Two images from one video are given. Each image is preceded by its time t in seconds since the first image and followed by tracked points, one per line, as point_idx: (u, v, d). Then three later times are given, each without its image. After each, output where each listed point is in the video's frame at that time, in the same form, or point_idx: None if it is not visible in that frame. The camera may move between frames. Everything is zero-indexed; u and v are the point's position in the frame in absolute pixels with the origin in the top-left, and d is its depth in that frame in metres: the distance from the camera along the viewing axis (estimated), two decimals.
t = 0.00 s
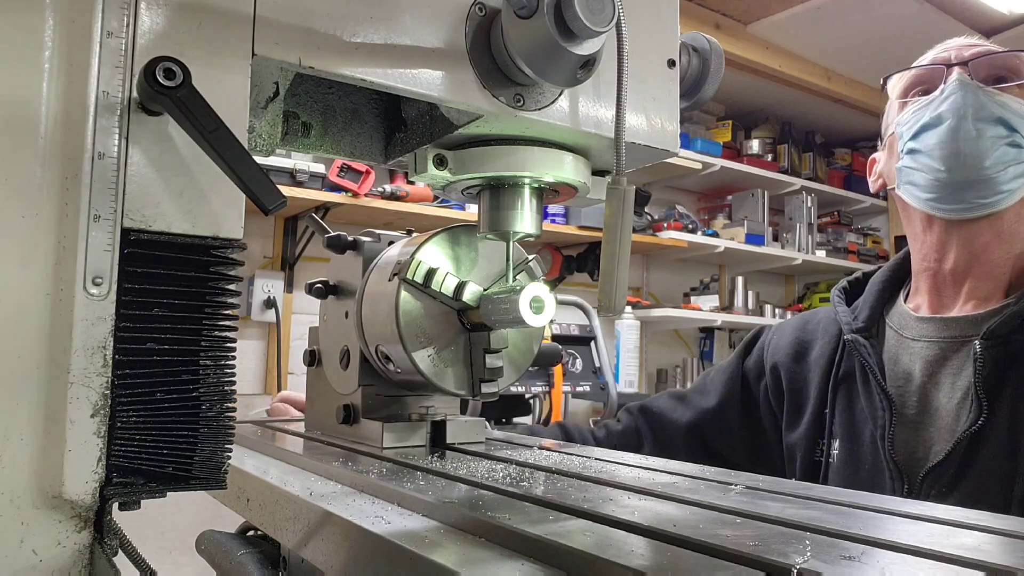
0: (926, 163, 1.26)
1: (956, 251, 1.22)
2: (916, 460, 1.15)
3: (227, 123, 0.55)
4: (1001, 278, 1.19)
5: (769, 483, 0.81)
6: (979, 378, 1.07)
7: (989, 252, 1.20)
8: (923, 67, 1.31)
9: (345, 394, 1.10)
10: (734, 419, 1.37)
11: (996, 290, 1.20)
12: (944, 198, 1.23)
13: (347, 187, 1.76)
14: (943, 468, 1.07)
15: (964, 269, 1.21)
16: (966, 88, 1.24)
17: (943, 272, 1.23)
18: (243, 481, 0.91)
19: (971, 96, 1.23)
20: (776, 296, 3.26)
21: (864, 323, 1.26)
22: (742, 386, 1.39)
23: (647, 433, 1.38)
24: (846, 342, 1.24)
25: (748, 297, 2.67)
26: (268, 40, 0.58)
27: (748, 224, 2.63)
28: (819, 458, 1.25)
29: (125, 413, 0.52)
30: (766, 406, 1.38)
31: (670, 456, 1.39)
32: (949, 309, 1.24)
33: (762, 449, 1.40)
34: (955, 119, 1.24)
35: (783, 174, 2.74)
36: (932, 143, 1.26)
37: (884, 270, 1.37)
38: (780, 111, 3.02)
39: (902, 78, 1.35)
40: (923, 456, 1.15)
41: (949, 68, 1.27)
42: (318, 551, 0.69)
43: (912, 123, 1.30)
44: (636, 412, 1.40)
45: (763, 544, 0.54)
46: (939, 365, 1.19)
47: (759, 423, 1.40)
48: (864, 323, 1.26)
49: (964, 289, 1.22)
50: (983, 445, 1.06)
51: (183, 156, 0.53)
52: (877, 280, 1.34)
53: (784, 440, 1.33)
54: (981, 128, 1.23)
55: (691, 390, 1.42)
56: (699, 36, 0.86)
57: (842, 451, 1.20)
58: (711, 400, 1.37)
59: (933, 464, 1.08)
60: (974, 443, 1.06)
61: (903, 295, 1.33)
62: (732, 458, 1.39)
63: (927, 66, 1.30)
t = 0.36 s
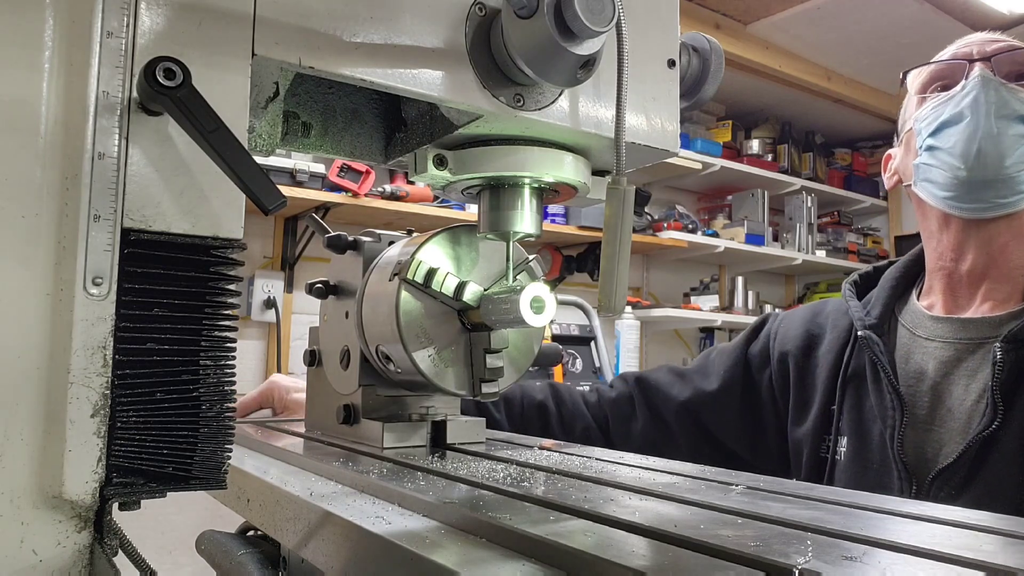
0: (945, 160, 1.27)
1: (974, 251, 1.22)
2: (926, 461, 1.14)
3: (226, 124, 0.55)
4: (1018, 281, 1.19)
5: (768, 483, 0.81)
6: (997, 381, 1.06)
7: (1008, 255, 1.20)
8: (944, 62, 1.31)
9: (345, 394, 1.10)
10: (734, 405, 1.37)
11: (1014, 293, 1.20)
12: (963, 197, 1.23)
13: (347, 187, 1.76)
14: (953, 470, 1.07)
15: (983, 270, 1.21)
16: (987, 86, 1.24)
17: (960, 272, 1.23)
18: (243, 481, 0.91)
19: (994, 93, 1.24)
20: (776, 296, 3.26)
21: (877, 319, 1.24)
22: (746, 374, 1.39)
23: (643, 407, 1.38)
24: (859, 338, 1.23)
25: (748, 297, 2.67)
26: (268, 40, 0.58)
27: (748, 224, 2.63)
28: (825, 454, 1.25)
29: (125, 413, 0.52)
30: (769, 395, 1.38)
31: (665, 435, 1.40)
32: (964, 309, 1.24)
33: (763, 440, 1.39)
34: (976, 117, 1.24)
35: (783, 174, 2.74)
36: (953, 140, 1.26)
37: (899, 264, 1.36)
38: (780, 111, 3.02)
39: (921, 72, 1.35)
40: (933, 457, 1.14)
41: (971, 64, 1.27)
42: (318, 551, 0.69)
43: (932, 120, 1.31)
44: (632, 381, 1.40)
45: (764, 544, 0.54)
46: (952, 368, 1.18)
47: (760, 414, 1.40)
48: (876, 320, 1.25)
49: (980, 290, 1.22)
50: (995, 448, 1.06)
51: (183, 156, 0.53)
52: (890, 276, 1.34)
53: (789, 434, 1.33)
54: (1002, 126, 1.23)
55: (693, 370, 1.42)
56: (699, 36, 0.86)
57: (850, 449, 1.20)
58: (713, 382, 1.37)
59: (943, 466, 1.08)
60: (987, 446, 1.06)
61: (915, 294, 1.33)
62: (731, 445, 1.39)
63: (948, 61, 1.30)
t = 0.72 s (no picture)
0: (919, 202, 1.28)
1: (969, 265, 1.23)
2: (930, 472, 1.14)
3: (226, 124, 0.55)
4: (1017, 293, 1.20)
5: (768, 483, 0.81)
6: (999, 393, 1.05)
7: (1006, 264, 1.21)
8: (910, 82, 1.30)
9: (345, 394, 1.10)
10: (739, 407, 1.37)
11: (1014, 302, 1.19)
12: (929, 234, 1.25)
13: (347, 187, 1.76)
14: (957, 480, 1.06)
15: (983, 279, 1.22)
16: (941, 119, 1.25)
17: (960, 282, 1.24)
18: (243, 481, 0.91)
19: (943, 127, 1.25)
20: (776, 296, 3.26)
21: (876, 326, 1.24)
22: (751, 375, 1.40)
23: (652, 408, 1.38)
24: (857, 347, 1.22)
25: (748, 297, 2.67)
26: (268, 40, 0.58)
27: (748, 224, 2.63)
28: (829, 458, 1.26)
29: (125, 413, 0.52)
30: (775, 397, 1.38)
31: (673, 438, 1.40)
32: (963, 318, 1.23)
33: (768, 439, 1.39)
34: (943, 150, 1.25)
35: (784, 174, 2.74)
36: (918, 191, 1.28)
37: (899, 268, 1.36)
38: (780, 111, 3.02)
39: (893, 91, 1.34)
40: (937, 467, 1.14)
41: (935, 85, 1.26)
42: (318, 551, 0.69)
43: (897, 149, 1.32)
44: (640, 381, 1.40)
45: (763, 544, 0.54)
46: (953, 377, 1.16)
47: (766, 415, 1.40)
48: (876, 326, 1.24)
49: (980, 300, 1.22)
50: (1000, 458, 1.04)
51: (182, 156, 0.53)
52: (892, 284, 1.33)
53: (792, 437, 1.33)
54: (959, 152, 1.24)
55: (701, 371, 1.42)
56: (699, 36, 0.86)
57: (853, 457, 1.20)
58: (720, 383, 1.37)
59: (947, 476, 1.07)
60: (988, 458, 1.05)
61: (920, 300, 1.33)
62: (736, 446, 1.40)
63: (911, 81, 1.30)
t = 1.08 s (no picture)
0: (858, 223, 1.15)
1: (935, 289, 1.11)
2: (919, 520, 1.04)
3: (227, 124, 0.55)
4: (996, 311, 1.06)
5: (766, 483, 0.81)
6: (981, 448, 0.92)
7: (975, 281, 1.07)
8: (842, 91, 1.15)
9: (344, 394, 1.10)
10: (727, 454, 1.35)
11: (994, 321, 1.06)
12: (880, 262, 1.13)
13: (347, 187, 1.76)
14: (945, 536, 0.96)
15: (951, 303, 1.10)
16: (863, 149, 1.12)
17: (929, 308, 1.14)
18: (242, 481, 0.91)
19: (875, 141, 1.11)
20: (776, 296, 3.26)
21: (832, 362, 1.16)
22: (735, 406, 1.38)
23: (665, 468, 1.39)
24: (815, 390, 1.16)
25: (748, 297, 2.67)
26: (268, 40, 0.58)
27: (748, 224, 2.63)
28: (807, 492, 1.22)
29: (125, 413, 0.52)
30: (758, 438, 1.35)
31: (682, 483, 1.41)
32: (942, 342, 1.12)
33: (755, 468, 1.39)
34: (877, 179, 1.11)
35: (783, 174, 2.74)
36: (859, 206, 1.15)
37: (856, 285, 1.27)
38: (779, 111, 3.02)
39: (833, 97, 1.19)
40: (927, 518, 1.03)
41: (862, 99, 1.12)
42: (319, 551, 0.69)
43: (833, 163, 1.19)
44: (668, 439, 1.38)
45: (760, 543, 0.54)
46: (931, 423, 1.04)
47: (750, 446, 1.39)
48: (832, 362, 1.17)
49: (958, 323, 1.10)
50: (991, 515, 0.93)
51: (184, 156, 0.53)
52: (846, 307, 1.24)
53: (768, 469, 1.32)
54: (893, 168, 1.09)
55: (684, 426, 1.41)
56: (699, 36, 0.86)
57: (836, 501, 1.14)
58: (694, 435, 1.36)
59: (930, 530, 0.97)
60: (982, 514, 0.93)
61: (887, 315, 1.25)
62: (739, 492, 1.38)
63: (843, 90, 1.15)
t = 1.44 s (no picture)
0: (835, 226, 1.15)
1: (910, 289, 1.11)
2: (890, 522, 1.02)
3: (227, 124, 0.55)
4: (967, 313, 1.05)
5: (760, 482, 0.81)
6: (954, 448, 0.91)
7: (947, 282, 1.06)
8: (819, 95, 1.14)
9: (342, 394, 1.10)
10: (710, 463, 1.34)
11: (964, 323, 1.05)
12: (856, 266, 1.12)
13: (347, 187, 1.76)
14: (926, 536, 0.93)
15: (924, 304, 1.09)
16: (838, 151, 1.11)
17: (902, 309, 1.13)
18: (242, 482, 0.91)
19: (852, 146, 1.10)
20: (776, 295, 3.26)
21: (810, 367, 1.16)
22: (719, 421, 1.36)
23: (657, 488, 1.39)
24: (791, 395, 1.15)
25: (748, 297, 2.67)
26: (268, 40, 0.58)
27: (748, 224, 2.63)
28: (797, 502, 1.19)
29: (125, 414, 0.52)
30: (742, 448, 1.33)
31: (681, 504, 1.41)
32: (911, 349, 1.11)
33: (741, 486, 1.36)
34: (848, 182, 1.11)
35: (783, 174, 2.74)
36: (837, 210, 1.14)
37: (832, 293, 1.26)
38: (779, 110, 3.02)
39: (810, 101, 1.17)
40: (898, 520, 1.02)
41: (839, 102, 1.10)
42: (318, 551, 0.69)
43: (811, 169, 1.18)
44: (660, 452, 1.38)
45: (751, 541, 0.55)
46: (904, 422, 1.03)
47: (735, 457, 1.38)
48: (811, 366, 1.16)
49: (930, 325, 1.09)
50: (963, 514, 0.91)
51: (184, 156, 0.53)
52: (823, 314, 1.23)
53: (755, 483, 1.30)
54: (868, 172, 1.09)
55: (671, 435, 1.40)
56: (699, 36, 0.86)
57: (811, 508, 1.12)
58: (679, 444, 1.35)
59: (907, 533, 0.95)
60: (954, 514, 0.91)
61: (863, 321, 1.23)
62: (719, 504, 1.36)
63: (819, 95, 1.13)
